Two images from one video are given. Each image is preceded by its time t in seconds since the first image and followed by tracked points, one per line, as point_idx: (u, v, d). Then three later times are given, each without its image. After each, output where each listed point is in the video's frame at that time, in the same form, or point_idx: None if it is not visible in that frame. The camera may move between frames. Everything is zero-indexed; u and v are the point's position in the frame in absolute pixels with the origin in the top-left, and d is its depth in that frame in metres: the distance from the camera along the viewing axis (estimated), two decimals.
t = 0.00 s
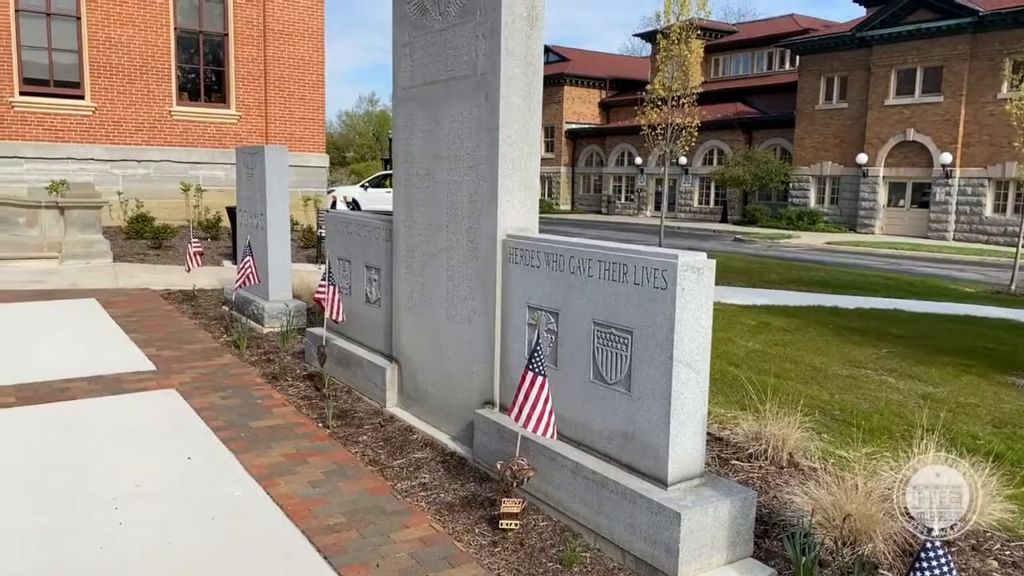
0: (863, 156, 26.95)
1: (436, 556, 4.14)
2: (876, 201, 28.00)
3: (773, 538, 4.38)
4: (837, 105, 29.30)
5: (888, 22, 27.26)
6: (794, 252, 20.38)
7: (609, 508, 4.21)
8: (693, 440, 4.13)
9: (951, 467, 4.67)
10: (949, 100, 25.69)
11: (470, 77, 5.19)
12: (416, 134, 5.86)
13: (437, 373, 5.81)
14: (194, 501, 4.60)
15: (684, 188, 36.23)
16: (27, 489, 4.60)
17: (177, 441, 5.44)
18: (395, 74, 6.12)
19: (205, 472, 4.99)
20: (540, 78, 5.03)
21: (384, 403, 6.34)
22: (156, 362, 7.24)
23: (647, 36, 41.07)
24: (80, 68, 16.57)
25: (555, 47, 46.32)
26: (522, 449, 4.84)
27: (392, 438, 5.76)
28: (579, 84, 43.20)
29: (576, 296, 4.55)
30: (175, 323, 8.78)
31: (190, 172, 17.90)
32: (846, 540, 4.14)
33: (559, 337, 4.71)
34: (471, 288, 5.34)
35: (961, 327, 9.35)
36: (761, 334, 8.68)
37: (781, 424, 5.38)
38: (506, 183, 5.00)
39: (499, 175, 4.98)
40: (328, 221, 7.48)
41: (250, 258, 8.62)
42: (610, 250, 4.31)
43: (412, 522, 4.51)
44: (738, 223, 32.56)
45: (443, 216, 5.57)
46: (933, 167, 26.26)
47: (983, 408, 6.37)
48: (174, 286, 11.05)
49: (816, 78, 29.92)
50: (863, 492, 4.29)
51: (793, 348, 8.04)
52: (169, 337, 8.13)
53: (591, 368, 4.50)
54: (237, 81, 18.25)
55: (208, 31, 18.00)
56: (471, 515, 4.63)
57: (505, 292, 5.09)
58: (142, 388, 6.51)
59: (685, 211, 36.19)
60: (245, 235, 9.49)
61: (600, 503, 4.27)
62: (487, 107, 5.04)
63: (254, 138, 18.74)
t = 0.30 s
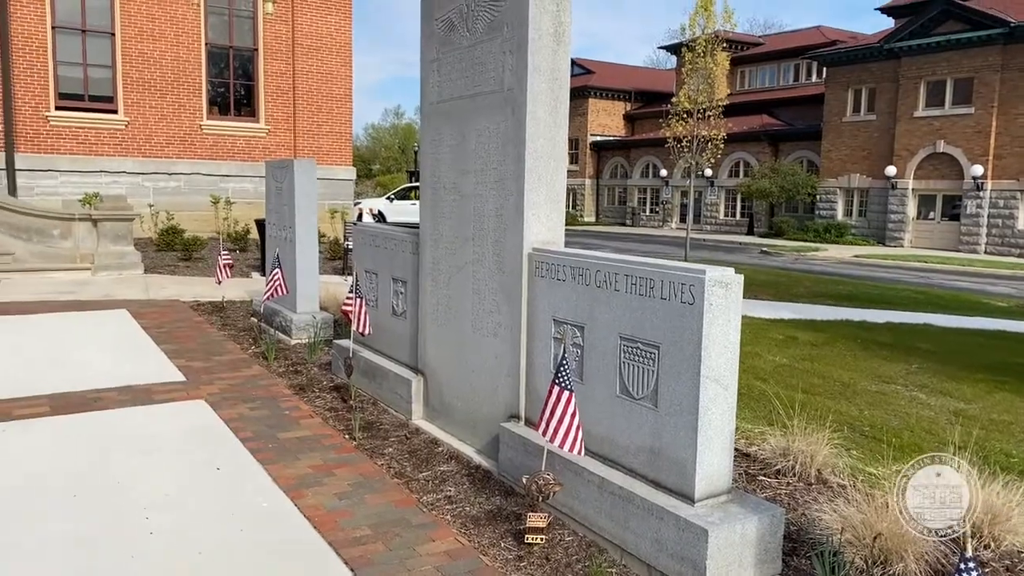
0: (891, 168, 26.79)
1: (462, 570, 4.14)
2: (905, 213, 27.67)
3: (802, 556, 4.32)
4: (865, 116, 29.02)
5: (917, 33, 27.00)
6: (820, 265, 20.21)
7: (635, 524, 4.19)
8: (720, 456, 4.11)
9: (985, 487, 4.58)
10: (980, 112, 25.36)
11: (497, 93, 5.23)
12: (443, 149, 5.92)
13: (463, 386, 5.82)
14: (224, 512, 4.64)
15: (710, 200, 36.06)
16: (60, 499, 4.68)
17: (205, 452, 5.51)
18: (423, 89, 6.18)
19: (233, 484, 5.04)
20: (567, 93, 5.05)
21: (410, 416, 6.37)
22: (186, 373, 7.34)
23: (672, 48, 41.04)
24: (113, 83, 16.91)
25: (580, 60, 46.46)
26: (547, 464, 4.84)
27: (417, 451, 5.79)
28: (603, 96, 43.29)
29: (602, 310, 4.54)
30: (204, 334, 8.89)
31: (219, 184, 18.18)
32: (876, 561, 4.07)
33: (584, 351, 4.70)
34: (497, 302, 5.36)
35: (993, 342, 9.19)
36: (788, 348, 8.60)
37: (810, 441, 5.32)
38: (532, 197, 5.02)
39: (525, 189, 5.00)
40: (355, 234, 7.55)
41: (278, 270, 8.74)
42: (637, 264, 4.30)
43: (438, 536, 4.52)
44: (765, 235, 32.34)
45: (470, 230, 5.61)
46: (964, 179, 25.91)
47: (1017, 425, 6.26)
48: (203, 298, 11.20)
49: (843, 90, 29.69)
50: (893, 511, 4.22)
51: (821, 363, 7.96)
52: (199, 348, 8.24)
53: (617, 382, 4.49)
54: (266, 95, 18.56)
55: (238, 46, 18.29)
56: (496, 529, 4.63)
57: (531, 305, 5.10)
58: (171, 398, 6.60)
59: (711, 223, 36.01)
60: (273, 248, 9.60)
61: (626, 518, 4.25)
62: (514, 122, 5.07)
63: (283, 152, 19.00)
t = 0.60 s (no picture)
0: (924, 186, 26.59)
1: None
2: (938, 230, 27.25)
3: None
4: (895, 133, 28.73)
5: (948, 49, 26.72)
6: (851, 283, 19.97)
7: (663, 546, 4.15)
8: (750, 477, 4.07)
9: None
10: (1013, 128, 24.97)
11: (526, 113, 5.28)
12: (471, 168, 5.97)
13: (490, 403, 5.83)
14: (254, 528, 4.69)
15: (738, 217, 35.85)
16: (95, 512, 4.75)
17: (235, 467, 5.57)
18: (452, 109, 6.26)
19: (263, 500, 5.08)
20: (595, 112, 5.08)
21: (437, 433, 6.39)
22: (217, 389, 7.43)
23: (698, 66, 41.06)
24: (148, 102, 17.30)
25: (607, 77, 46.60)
26: (575, 484, 4.82)
27: (445, 469, 5.80)
28: (630, 113, 43.40)
29: (630, 330, 4.53)
30: (235, 350, 9.01)
31: (250, 202, 18.45)
32: None
33: (612, 370, 4.70)
34: (524, 320, 5.37)
35: None
36: (818, 367, 8.50)
37: (841, 463, 5.23)
38: (560, 215, 5.04)
39: (553, 208, 5.03)
40: (384, 251, 7.63)
41: (308, 286, 8.84)
42: (666, 283, 4.29)
43: (465, 554, 4.52)
44: (794, 253, 32.05)
45: (498, 248, 5.64)
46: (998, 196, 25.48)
47: None
48: (234, 314, 11.37)
49: (873, 107, 29.43)
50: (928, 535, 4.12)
51: (853, 383, 7.84)
52: (230, 364, 8.34)
53: (646, 402, 4.48)
54: (297, 114, 18.85)
55: (270, 66, 18.63)
56: (523, 548, 4.62)
57: (559, 324, 5.10)
58: (202, 414, 6.68)
59: (739, 241, 35.77)
60: (304, 265, 9.72)
61: (654, 539, 4.22)
62: (542, 142, 5.11)
63: (313, 170, 19.27)
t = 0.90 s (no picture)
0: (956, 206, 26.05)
1: None
2: (973, 250, 26.76)
3: None
4: (929, 152, 28.36)
5: (982, 66, 26.39)
6: (883, 303, 19.68)
7: (692, 569, 4.11)
8: (781, 501, 4.01)
9: None
10: None
11: (554, 135, 5.31)
12: (499, 190, 6.02)
13: (518, 424, 5.83)
14: (285, 546, 4.71)
15: (768, 237, 35.56)
16: (128, 530, 4.81)
17: (266, 486, 5.61)
18: (481, 130, 6.32)
19: (292, 518, 5.11)
20: (623, 133, 5.09)
21: (465, 453, 6.40)
22: (247, 407, 7.52)
23: (728, 85, 41.00)
24: (184, 125, 17.71)
25: (636, 97, 46.71)
26: (603, 507, 4.79)
27: (472, 489, 5.80)
28: (658, 133, 43.44)
29: (659, 351, 4.51)
30: (266, 368, 9.14)
31: (282, 222, 18.74)
32: None
33: (641, 392, 4.67)
34: (552, 340, 5.38)
35: None
36: (851, 389, 8.37)
37: (874, 487, 5.14)
38: (588, 235, 5.05)
39: (581, 230, 5.04)
40: (413, 270, 7.69)
41: (338, 305, 8.95)
42: (694, 304, 4.27)
43: None
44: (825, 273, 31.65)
45: (525, 269, 5.66)
46: None
47: None
48: (266, 332, 11.53)
49: (906, 125, 29.10)
50: (964, 564, 4.02)
51: (886, 406, 7.70)
52: (261, 382, 8.44)
53: (675, 424, 4.44)
54: (329, 135, 19.17)
55: (302, 88, 18.98)
56: (551, 570, 4.59)
57: (587, 344, 5.09)
58: (234, 432, 6.77)
59: (769, 260, 35.45)
60: (334, 284, 9.82)
61: (683, 562, 4.18)
62: (570, 163, 5.13)
63: (344, 191, 19.54)
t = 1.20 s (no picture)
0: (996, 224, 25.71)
1: None
2: (1011, 270, 26.21)
3: None
4: (964, 170, 27.94)
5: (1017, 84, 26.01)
6: (918, 324, 19.33)
7: None
8: (812, 526, 3.93)
9: None
10: None
11: (581, 155, 5.33)
12: (527, 210, 6.05)
13: (545, 445, 5.81)
14: (311, 565, 4.73)
15: (799, 256, 35.17)
16: (159, 546, 4.87)
17: (293, 504, 5.65)
18: (508, 151, 6.36)
19: (319, 537, 5.13)
20: (650, 154, 5.09)
21: (492, 474, 6.39)
22: (277, 425, 7.59)
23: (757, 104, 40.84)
24: (218, 146, 18.08)
25: (664, 117, 46.71)
26: (631, 529, 4.74)
27: (499, 510, 5.78)
28: (687, 152, 43.37)
29: (687, 372, 4.48)
30: (296, 387, 9.22)
31: (313, 242, 18.97)
32: None
33: (669, 414, 4.63)
34: (579, 361, 5.36)
35: None
36: (885, 412, 8.21)
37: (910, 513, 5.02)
38: (615, 256, 5.05)
39: (607, 250, 5.04)
40: (441, 290, 7.74)
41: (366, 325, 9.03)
42: (722, 325, 4.24)
43: None
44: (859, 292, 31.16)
45: (552, 289, 5.67)
46: None
47: None
48: (296, 350, 11.65)
49: (940, 144, 28.72)
50: None
51: (922, 430, 7.53)
52: (290, 401, 8.52)
53: (703, 447, 4.39)
54: (359, 157, 19.43)
55: (334, 111, 19.29)
56: None
57: (614, 365, 5.07)
58: (264, 450, 6.84)
59: (801, 280, 35.04)
60: (363, 304, 9.91)
61: None
62: (597, 184, 5.15)
63: (374, 211, 19.76)
